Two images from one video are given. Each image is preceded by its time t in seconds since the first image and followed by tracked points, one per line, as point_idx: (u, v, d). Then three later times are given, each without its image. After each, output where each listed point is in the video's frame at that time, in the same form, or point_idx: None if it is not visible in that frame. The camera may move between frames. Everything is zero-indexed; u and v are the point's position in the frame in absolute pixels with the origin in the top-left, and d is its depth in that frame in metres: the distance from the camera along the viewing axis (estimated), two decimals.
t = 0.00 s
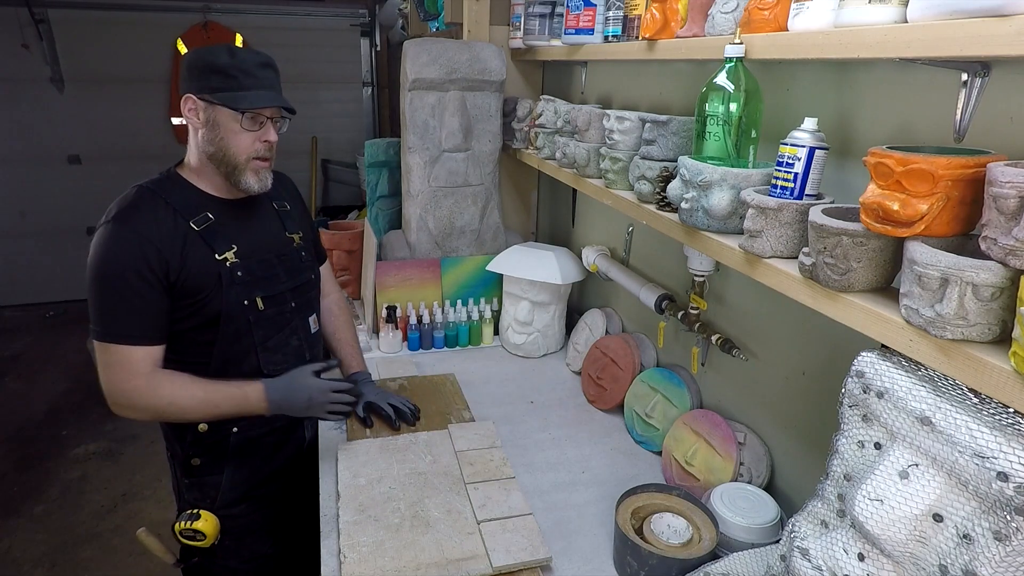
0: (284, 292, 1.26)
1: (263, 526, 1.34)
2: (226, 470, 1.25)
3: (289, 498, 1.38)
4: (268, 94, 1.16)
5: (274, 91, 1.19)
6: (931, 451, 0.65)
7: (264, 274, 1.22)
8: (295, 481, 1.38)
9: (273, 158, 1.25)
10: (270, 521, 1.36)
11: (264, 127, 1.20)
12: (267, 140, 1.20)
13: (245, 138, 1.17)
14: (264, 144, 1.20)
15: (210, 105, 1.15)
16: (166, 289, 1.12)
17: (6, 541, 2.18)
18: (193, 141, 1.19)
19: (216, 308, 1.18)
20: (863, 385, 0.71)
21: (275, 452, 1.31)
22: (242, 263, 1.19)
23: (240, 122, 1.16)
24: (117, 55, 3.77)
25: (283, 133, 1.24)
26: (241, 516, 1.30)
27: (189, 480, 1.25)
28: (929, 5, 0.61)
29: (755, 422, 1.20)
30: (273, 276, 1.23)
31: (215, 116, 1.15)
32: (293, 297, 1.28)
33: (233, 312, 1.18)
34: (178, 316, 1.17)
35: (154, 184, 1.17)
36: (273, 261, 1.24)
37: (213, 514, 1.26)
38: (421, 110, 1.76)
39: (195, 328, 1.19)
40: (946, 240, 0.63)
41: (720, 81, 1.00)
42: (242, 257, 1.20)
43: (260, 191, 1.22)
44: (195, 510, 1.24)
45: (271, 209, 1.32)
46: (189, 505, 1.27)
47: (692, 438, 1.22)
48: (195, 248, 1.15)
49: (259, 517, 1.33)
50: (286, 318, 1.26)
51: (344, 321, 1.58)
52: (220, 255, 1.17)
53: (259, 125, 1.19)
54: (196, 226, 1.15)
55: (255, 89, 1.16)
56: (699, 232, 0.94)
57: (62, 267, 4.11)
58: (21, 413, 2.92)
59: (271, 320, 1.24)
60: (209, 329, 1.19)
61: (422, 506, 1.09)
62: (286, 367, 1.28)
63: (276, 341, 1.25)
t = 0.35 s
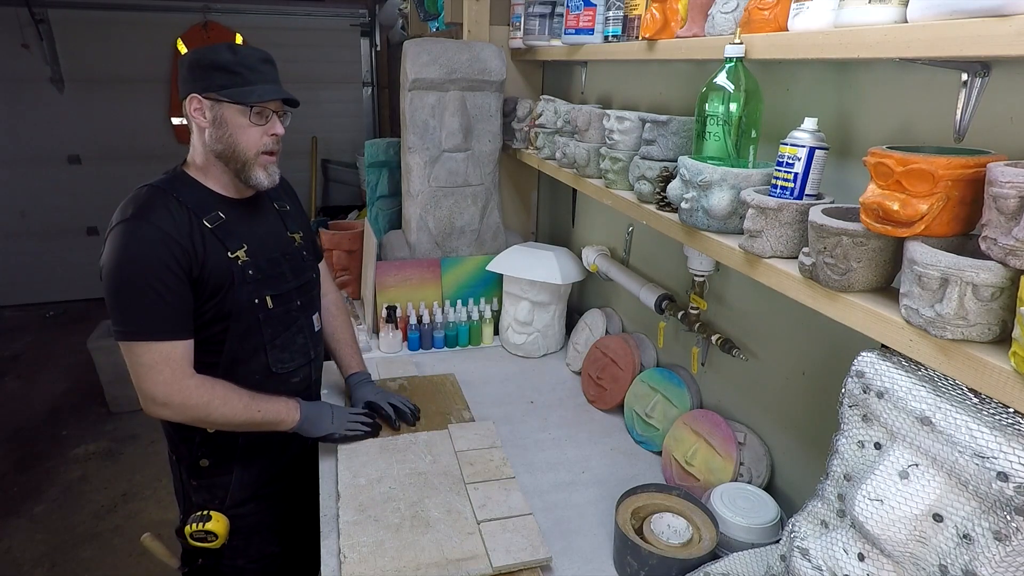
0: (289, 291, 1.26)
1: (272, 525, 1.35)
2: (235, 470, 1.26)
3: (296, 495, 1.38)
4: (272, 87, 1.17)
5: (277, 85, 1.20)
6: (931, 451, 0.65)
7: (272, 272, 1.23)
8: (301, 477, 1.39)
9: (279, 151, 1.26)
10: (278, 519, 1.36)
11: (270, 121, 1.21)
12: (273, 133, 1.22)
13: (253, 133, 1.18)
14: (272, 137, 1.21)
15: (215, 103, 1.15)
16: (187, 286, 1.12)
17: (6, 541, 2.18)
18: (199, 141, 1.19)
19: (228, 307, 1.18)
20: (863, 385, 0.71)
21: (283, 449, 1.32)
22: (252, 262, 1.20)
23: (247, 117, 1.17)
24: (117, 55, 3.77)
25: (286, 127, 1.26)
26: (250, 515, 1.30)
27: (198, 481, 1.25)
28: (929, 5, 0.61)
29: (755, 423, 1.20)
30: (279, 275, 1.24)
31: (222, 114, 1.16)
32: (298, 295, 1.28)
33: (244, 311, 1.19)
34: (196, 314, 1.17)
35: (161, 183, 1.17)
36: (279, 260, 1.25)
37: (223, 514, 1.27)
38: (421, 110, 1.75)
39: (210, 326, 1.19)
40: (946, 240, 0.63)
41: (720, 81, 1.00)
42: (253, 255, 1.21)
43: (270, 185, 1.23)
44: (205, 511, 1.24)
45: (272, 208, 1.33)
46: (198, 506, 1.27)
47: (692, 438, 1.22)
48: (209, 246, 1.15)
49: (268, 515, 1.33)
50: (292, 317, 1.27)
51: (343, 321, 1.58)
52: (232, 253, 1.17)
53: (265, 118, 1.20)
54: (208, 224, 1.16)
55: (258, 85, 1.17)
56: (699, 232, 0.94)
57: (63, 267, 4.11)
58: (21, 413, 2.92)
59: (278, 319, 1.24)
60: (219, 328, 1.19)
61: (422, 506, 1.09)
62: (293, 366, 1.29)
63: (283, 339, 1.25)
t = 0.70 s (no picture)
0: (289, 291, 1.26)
1: (272, 524, 1.35)
2: (235, 471, 1.25)
3: (296, 495, 1.38)
4: (270, 88, 1.17)
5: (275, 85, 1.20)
6: (930, 451, 0.65)
7: (271, 272, 1.23)
8: (300, 477, 1.39)
9: (277, 152, 1.26)
10: (279, 519, 1.36)
11: (268, 121, 1.21)
12: (271, 134, 1.22)
13: (251, 133, 1.19)
14: (269, 138, 1.22)
15: (213, 104, 1.16)
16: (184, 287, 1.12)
17: (6, 541, 2.18)
18: (197, 141, 1.20)
19: (226, 308, 1.18)
20: (864, 385, 0.71)
21: (283, 449, 1.32)
22: (250, 262, 1.20)
23: (245, 118, 1.18)
24: (117, 55, 3.77)
25: (285, 127, 1.26)
26: (251, 516, 1.30)
27: (198, 482, 1.25)
28: (928, 5, 0.61)
29: (755, 422, 1.20)
30: (278, 275, 1.24)
31: (219, 114, 1.16)
32: (298, 295, 1.28)
33: (242, 311, 1.19)
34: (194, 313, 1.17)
35: (159, 183, 1.17)
36: (278, 259, 1.25)
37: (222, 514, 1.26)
38: (421, 110, 1.75)
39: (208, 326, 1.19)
40: (946, 240, 0.63)
41: (720, 81, 1.00)
42: (250, 256, 1.21)
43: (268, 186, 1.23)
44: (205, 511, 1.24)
45: (272, 209, 1.33)
46: (198, 507, 1.27)
47: (692, 438, 1.22)
48: (205, 247, 1.15)
49: (268, 515, 1.33)
50: (291, 316, 1.27)
51: (343, 321, 1.59)
52: (230, 253, 1.17)
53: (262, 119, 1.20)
54: (205, 225, 1.15)
55: (257, 85, 1.17)
56: (699, 232, 0.94)
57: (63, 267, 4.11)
58: (21, 413, 2.92)
59: (277, 318, 1.24)
60: (219, 328, 1.20)
61: (422, 506, 1.10)
62: (293, 366, 1.29)
63: (282, 339, 1.25)
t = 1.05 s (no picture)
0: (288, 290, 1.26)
1: (272, 523, 1.35)
2: (236, 469, 1.26)
3: (296, 493, 1.38)
4: (268, 87, 1.17)
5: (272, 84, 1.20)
6: (930, 451, 0.65)
7: (270, 271, 1.23)
8: (301, 475, 1.39)
9: (275, 151, 1.26)
10: (280, 518, 1.36)
11: (267, 121, 1.21)
12: (269, 133, 1.22)
13: (249, 133, 1.19)
14: (267, 137, 1.21)
15: (210, 104, 1.16)
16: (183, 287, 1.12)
17: (6, 541, 2.18)
18: (196, 142, 1.20)
19: (226, 307, 1.18)
20: (864, 385, 0.71)
21: (282, 447, 1.32)
22: (250, 261, 1.20)
23: (243, 117, 1.17)
24: (117, 55, 3.77)
25: (283, 126, 1.26)
26: (252, 513, 1.30)
27: (199, 479, 1.26)
28: (929, 4, 0.61)
29: (755, 423, 1.20)
30: (278, 274, 1.24)
31: (217, 114, 1.16)
32: (297, 295, 1.28)
33: (241, 310, 1.19)
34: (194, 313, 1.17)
35: (159, 184, 1.17)
36: (277, 259, 1.25)
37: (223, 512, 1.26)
38: (421, 110, 1.75)
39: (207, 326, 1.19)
40: (946, 240, 0.63)
41: (720, 81, 1.00)
42: (250, 255, 1.21)
43: (266, 185, 1.23)
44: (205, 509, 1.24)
45: (272, 208, 1.33)
46: (199, 504, 1.28)
47: (692, 438, 1.22)
48: (204, 247, 1.15)
49: (269, 514, 1.33)
50: (291, 315, 1.27)
51: (343, 320, 1.58)
52: (229, 253, 1.17)
53: (261, 118, 1.20)
54: (204, 225, 1.16)
55: (255, 84, 1.16)
56: (699, 232, 0.94)
57: (63, 267, 4.11)
58: (21, 413, 2.92)
59: (277, 317, 1.24)
60: (218, 328, 1.20)
61: (422, 506, 1.09)
62: (292, 364, 1.29)
63: (281, 338, 1.25)
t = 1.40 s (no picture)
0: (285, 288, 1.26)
1: (269, 519, 1.35)
2: (232, 464, 1.26)
3: (293, 490, 1.39)
4: (267, 87, 1.18)
5: (270, 84, 1.20)
6: (930, 451, 0.65)
7: (267, 270, 1.23)
8: (298, 472, 1.39)
9: (273, 150, 1.26)
10: (275, 515, 1.36)
11: (264, 120, 1.21)
12: (267, 132, 1.22)
13: (246, 132, 1.19)
14: (265, 136, 1.21)
15: (209, 103, 1.16)
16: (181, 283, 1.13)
17: (6, 541, 2.18)
18: (194, 140, 1.20)
19: (222, 305, 1.18)
20: (863, 386, 0.71)
21: (278, 445, 1.31)
22: (246, 260, 1.20)
23: (241, 117, 1.18)
24: (117, 55, 3.77)
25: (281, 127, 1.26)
26: (248, 509, 1.30)
27: (195, 475, 1.26)
28: (929, 5, 0.61)
29: (754, 423, 1.20)
30: (275, 273, 1.24)
31: (216, 113, 1.16)
32: (294, 293, 1.28)
33: (238, 308, 1.19)
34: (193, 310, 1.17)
35: (157, 182, 1.18)
36: (274, 258, 1.25)
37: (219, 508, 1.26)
38: (421, 110, 1.75)
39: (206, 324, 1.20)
40: (946, 240, 0.63)
41: (720, 81, 1.00)
42: (246, 254, 1.21)
43: (263, 184, 1.23)
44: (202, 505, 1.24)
45: (270, 207, 1.33)
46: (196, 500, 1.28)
47: (692, 438, 1.22)
48: (201, 244, 1.15)
49: (264, 510, 1.33)
50: (288, 314, 1.26)
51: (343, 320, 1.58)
52: (225, 252, 1.17)
53: (258, 118, 1.20)
54: (201, 223, 1.16)
55: (253, 84, 1.16)
56: (699, 232, 0.94)
57: (63, 267, 4.11)
58: (21, 413, 2.92)
59: (273, 316, 1.24)
60: (215, 326, 1.20)
61: (422, 506, 1.09)
62: (288, 363, 1.28)
63: (278, 337, 1.25)
